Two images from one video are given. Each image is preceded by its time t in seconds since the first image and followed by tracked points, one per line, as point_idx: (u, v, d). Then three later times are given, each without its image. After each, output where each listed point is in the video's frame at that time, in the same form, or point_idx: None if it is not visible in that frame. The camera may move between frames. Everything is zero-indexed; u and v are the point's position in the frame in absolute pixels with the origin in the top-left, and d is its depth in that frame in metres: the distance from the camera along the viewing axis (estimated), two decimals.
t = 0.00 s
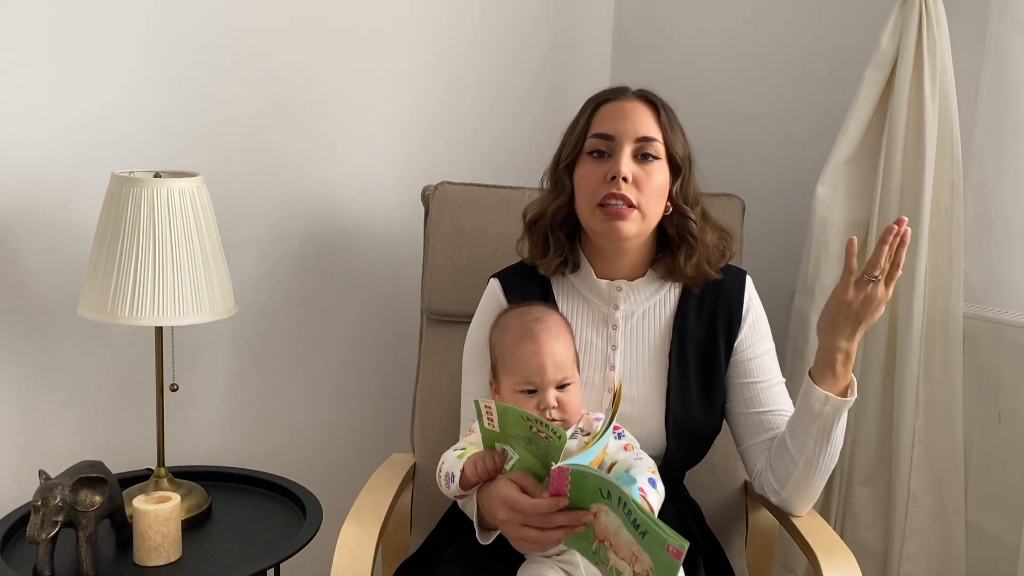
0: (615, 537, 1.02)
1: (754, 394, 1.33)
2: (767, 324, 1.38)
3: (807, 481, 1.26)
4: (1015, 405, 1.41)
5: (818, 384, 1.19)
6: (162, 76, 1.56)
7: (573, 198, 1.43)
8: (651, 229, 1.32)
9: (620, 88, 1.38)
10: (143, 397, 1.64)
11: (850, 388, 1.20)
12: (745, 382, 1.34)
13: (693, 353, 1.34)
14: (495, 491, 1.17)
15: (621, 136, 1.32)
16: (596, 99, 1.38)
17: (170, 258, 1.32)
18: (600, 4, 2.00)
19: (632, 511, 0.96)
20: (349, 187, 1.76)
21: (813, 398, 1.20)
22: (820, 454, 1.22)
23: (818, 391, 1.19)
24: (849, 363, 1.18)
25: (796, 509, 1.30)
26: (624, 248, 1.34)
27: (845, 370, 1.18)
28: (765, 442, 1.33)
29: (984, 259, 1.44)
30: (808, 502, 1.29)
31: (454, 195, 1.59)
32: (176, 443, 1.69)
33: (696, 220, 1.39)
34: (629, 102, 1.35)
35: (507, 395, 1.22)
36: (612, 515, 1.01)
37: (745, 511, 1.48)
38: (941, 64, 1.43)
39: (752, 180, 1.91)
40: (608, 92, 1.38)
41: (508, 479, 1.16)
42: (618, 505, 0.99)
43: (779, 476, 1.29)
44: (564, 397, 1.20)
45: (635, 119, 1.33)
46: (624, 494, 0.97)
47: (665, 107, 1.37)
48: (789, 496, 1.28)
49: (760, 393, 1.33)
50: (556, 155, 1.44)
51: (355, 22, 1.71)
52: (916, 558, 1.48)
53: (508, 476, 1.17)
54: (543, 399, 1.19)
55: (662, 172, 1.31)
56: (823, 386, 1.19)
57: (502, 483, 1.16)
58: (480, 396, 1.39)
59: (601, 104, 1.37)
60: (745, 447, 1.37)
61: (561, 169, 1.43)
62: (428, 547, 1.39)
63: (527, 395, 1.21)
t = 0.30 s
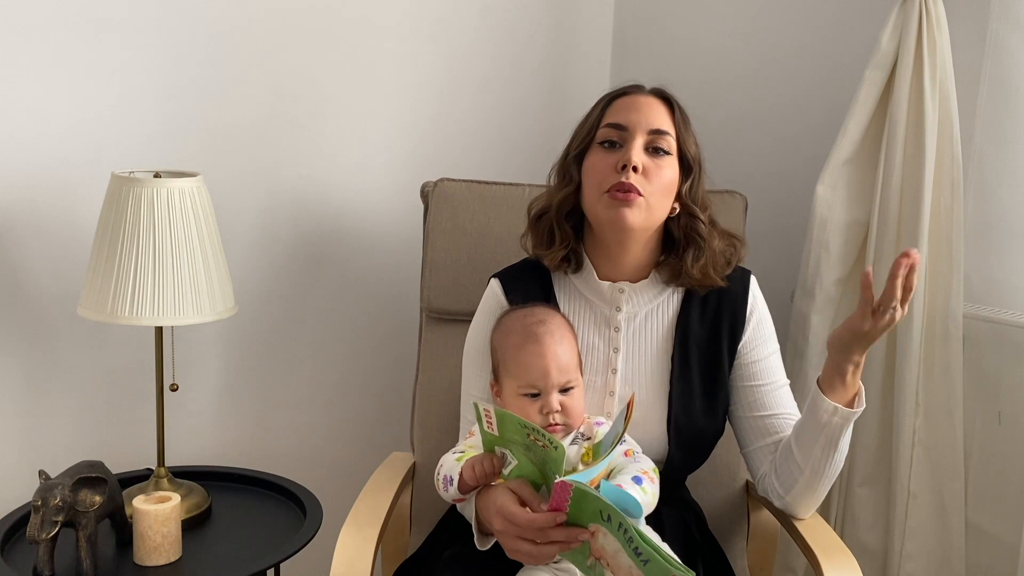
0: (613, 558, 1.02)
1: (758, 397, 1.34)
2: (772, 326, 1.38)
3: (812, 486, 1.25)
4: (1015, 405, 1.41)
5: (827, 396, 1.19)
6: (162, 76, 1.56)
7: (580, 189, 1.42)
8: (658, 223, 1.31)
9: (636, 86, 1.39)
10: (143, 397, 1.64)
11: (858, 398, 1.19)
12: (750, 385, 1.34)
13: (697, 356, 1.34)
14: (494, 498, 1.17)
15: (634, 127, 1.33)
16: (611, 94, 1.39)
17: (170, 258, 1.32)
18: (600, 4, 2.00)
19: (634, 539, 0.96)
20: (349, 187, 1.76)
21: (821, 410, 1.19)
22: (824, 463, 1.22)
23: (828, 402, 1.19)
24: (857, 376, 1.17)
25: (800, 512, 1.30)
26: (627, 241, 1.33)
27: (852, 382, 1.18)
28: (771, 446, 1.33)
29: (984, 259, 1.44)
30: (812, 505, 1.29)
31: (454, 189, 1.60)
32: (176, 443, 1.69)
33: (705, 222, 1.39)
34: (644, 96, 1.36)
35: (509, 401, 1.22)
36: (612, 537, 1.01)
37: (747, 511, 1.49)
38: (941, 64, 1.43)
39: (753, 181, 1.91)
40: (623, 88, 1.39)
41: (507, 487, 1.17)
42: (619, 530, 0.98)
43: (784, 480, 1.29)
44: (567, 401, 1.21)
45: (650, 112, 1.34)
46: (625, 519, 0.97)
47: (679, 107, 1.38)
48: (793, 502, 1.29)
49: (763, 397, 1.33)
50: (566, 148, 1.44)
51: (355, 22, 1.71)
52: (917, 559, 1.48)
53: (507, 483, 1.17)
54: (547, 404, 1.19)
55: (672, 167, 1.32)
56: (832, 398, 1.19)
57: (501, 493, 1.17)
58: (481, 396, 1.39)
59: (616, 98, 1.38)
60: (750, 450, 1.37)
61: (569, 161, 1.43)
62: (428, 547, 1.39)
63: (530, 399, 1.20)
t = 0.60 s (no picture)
0: (617, 538, 1.00)
1: (759, 393, 1.33)
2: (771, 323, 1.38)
3: (811, 482, 1.25)
4: (1016, 405, 1.41)
5: (827, 388, 1.19)
6: (162, 76, 1.56)
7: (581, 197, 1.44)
8: (658, 223, 1.32)
9: (622, 89, 1.40)
10: (143, 397, 1.64)
11: (858, 388, 1.20)
12: (749, 381, 1.34)
13: (699, 352, 1.34)
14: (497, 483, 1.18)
15: (623, 131, 1.33)
16: (601, 99, 1.40)
17: (170, 258, 1.32)
18: (600, 4, 2.00)
19: (641, 518, 0.95)
20: (349, 187, 1.76)
21: (821, 402, 1.19)
22: (826, 456, 1.22)
23: (829, 395, 1.19)
24: (854, 370, 1.18)
25: (799, 508, 1.30)
26: (630, 242, 1.34)
27: (849, 375, 1.18)
28: (771, 442, 1.32)
29: (984, 259, 1.44)
30: (810, 502, 1.29)
31: (456, 193, 1.60)
32: (176, 443, 1.69)
33: (705, 215, 1.40)
34: (631, 100, 1.36)
35: (517, 389, 1.22)
36: (616, 517, 0.99)
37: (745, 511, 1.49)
38: (941, 64, 1.43)
39: (752, 181, 1.91)
40: (610, 93, 1.39)
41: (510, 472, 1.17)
42: (625, 510, 0.97)
43: (784, 475, 1.28)
44: (574, 391, 1.21)
45: (637, 115, 1.34)
46: (630, 498, 0.95)
47: (667, 105, 1.38)
48: (792, 497, 1.28)
49: (764, 392, 1.33)
50: (564, 157, 1.46)
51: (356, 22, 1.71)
52: (917, 559, 1.48)
53: (509, 469, 1.18)
54: (554, 393, 1.20)
55: (667, 165, 1.32)
56: (832, 390, 1.19)
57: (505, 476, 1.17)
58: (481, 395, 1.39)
59: (603, 103, 1.39)
60: (749, 446, 1.37)
61: (568, 169, 1.44)
62: (428, 546, 1.39)
63: (538, 389, 1.21)
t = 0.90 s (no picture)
0: (628, 510, 1.04)
1: (753, 387, 1.33)
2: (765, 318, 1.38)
3: (804, 473, 1.25)
4: (1015, 404, 1.41)
5: (811, 366, 1.20)
6: (162, 76, 1.56)
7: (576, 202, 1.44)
8: (654, 225, 1.32)
9: (608, 94, 1.40)
10: (143, 397, 1.64)
11: (843, 369, 1.21)
12: (743, 374, 1.34)
13: (695, 347, 1.34)
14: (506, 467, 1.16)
15: (612, 140, 1.33)
16: (589, 107, 1.40)
17: (170, 259, 1.32)
18: (600, 5, 2.00)
19: (658, 487, 0.99)
20: (349, 188, 1.76)
21: (807, 381, 1.20)
22: (815, 439, 1.22)
23: (813, 373, 1.20)
24: (839, 351, 1.20)
25: (792, 502, 1.30)
26: (627, 244, 1.34)
27: (834, 357, 1.20)
28: (763, 434, 1.32)
29: (984, 259, 1.44)
30: (803, 495, 1.29)
31: (459, 200, 1.60)
32: (176, 443, 1.69)
33: (699, 212, 1.39)
34: (616, 106, 1.36)
35: (524, 378, 1.22)
36: (628, 490, 1.03)
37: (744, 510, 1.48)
38: (941, 64, 1.43)
39: (753, 182, 1.91)
40: (597, 100, 1.40)
41: (520, 457, 1.15)
42: (639, 482, 1.01)
43: (776, 467, 1.28)
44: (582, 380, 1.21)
45: (624, 121, 1.34)
46: (647, 468, 0.99)
47: (653, 107, 1.37)
48: (785, 487, 1.28)
49: (759, 387, 1.33)
50: (558, 164, 1.46)
51: (356, 22, 1.71)
52: (917, 559, 1.48)
53: (519, 452, 1.16)
54: (561, 380, 1.20)
55: (657, 168, 1.32)
56: (817, 368, 1.20)
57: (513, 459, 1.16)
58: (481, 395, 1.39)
59: (591, 112, 1.39)
60: (742, 440, 1.36)
61: (562, 176, 1.44)
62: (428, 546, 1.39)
63: (545, 377, 1.21)
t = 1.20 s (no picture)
0: (623, 505, 1.04)
1: (752, 385, 1.33)
2: (763, 318, 1.38)
3: (804, 471, 1.25)
4: (1015, 404, 1.41)
5: (822, 369, 1.19)
6: (162, 76, 1.56)
7: (574, 208, 1.44)
8: (651, 228, 1.32)
9: (599, 100, 1.39)
10: (144, 397, 1.64)
11: (852, 369, 1.20)
12: (742, 373, 1.34)
13: (694, 347, 1.34)
14: (507, 456, 1.16)
15: (605, 145, 1.33)
16: (581, 114, 1.40)
17: (170, 259, 1.32)
18: (600, 5, 2.00)
19: (654, 481, 1.00)
20: (349, 188, 1.76)
21: (816, 381, 1.20)
22: (820, 438, 1.22)
23: (823, 375, 1.19)
24: (846, 357, 1.19)
25: (791, 501, 1.30)
26: (625, 249, 1.34)
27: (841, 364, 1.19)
28: (763, 432, 1.32)
29: (984, 259, 1.44)
30: (802, 494, 1.29)
31: (459, 200, 1.60)
32: (176, 443, 1.69)
33: (693, 212, 1.39)
34: (607, 112, 1.36)
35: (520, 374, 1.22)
36: (624, 485, 1.04)
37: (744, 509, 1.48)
38: (941, 64, 1.43)
39: (753, 182, 1.91)
40: (588, 107, 1.39)
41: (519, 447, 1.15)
42: (635, 476, 1.01)
43: (776, 465, 1.28)
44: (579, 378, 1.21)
45: (616, 127, 1.33)
46: (644, 462, 1.00)
47: (644, 111, 1.37)
48: (786, 485, 1.28)
49: (757, 384, 1.33)
50: (553, 170, 1.46)
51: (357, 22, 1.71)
52: (917, 559, 1.48)
53: (518, 444, 1.16)
54: (557, 376, 1.20)
55: (652, 171, 1.32)
56: (827, 371, 1.19)
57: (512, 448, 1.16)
58: (481, 395, 1.39)
59: (583, 118, 1.39)
60: (741, 438, 1.36)
61: (558, 183, 1.44)
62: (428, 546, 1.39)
63: (541, 373, 1.21)
